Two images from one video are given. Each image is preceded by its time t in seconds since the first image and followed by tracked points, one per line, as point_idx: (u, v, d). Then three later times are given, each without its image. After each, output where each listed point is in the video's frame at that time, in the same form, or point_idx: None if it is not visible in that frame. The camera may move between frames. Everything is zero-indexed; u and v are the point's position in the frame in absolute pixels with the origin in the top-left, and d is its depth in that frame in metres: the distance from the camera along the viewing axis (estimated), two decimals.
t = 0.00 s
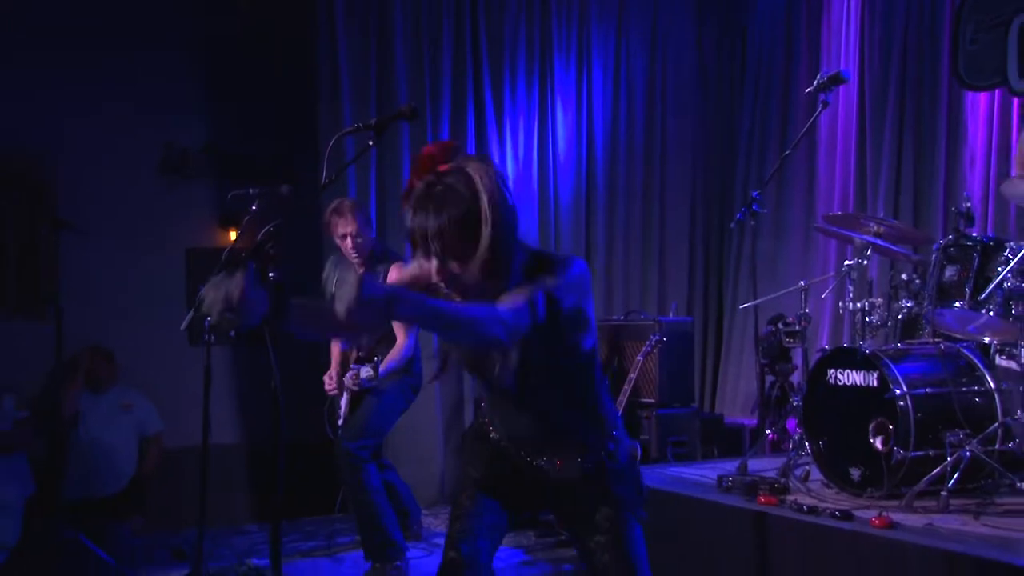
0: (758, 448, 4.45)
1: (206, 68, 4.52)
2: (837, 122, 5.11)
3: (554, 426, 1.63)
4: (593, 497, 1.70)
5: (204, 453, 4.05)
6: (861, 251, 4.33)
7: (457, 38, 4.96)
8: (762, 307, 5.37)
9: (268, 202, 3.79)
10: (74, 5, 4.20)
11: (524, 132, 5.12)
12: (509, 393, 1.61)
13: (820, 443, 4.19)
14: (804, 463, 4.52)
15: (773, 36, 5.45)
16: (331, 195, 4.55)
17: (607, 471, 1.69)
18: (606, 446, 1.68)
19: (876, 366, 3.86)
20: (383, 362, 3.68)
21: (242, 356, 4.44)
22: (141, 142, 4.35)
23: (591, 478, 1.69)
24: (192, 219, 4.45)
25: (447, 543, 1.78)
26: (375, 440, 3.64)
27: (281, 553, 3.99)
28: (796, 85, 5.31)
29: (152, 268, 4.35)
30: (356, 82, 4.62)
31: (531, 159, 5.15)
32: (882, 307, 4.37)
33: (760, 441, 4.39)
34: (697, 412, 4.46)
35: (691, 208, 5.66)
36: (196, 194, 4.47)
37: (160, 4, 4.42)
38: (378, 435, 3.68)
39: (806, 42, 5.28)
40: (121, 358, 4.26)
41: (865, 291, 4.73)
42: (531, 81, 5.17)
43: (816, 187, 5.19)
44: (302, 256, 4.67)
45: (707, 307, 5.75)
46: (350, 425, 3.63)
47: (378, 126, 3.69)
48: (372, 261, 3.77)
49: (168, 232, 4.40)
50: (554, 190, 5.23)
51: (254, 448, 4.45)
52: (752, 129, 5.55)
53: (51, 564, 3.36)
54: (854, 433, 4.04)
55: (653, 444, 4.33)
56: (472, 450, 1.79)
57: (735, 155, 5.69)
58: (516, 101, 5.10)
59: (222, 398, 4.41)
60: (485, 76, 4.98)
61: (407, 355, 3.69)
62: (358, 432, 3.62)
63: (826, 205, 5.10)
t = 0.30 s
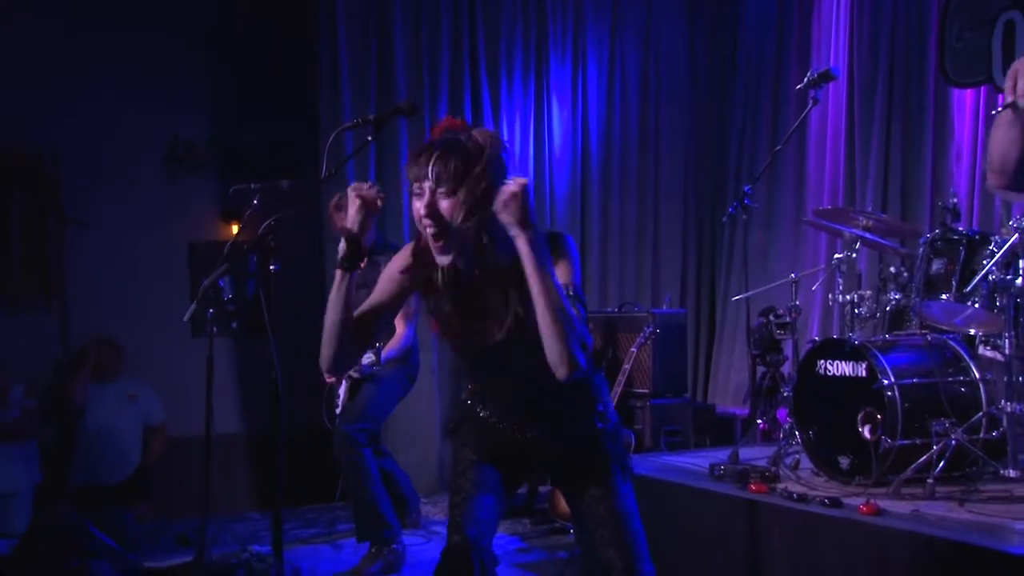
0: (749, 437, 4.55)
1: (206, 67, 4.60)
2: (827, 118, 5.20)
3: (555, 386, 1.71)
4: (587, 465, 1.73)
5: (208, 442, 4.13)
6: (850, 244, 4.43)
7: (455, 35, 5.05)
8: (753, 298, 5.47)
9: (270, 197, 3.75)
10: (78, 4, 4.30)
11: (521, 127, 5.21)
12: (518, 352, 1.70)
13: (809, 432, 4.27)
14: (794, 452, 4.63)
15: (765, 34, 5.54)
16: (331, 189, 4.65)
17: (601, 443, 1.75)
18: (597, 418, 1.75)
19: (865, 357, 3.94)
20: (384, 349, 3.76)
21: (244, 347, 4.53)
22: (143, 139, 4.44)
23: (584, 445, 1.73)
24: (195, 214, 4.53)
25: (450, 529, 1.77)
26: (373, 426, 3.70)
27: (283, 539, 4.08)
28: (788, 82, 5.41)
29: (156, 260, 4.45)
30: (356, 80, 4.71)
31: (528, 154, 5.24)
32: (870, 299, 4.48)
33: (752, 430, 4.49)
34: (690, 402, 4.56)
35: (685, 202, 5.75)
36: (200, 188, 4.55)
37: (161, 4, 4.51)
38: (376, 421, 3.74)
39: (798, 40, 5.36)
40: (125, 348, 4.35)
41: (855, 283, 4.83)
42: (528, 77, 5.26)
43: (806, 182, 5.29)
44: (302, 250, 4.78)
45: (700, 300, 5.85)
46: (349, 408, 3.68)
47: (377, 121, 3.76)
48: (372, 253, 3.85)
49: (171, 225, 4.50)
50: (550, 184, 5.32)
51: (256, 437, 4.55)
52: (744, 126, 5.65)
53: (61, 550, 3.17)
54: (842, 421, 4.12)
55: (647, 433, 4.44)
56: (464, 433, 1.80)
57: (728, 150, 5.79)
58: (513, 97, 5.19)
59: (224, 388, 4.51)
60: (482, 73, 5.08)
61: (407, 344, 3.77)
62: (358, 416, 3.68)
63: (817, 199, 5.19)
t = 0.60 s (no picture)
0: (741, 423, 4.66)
1: (206, 67, 4.69)
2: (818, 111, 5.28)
3: (606, 341, 1.71)
4: (628, 422, 1.72)
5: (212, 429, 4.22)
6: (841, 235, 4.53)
7: (453, 30, 5.13)
8: (746, 288, 5.57)
9: (270, 189, 3.73)
10: None
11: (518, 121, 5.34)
12: (568, 305, 1.70)
13: (801, 419, 4.37)
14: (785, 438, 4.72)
15: (757, 29, 5.63)
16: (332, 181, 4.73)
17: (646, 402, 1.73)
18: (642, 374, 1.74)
19: (856, 346, 4.02)
20: (384, 341, 3.80)
21: (247, 335, 4.63)
22: (145, 135, 4.53)
23: (634, 408, 1.72)
24: (198, 206, 4.63)
25: (511, 511, 1.76)
26: (374, 415, 3.76)
27: (285, 524, 4.17)
28: (780, 75, 5.50)
29: (160, 251, 4.54)
30: (355, 74, 4.78)
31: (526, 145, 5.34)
32: (861, 289, 4.57)
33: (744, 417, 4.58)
34: (684, 390, 4.65)
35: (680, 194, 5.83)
36: (201, 180, 4.65)
37: (161, 4, 4.58)
38: (377, 412, 3.80)
39: (789, 35, 5.45)
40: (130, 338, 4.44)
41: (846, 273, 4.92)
42: (525, 71, 5.34)
43: (797, 174, 5.38)
44: (303, 239, 4.87)
45: (694, 289, 5.94)
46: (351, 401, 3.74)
47: (377, 114, 3.82)
48: (372, 243, 3.95)
49: (174, 217, 4.58)
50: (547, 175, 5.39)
51: (258, 424, 4.64)
52: (737, 119, 5.74)
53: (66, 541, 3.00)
54: (833, 409, 4.21)
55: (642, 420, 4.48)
56: (519, 403, 1.79)
57: (721, 143, 5.87)
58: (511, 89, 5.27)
59: (227, 376, 4.59)
60: (480, 67, 5.17)
61: (406, 335, 3.81)
62: (359, 407, 3.74)
63: (808, 190, 5.28)
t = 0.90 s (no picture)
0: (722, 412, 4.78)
1: (202, 65, 4.76)
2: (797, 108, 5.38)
3: (678, 304, 1.98)
4: (691, 378, 1.97)
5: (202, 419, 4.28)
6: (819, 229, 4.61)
7: (439, 28, 5.21)
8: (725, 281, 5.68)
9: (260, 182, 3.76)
10: None
11: (503, 115, 5.40)
12: (639, 264, 1.95)
13: (779, 409, 4.43)
14: (763, 428, 4.82)
15: (737, 27, 5.73)
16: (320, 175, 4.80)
17: (707, 363, 1.99)
18: (703, 335, 2.01)
19: (832, 338, 4.11)
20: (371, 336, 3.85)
21: (236, 327, 4.69)
22: (139, 131, 4.58)
23: (690, 358, 1.97)
24: (188, 199, 4.69)
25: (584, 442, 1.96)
26: (361, 407, 3.81)
27: (274, 514, 4.24)
28: (759, 73, 5.61)
29: (150, 245, 4.59)
30: (343, 70, 4.85)
31: (510, 140, 5.43)
32: (837, 282, 4.69)
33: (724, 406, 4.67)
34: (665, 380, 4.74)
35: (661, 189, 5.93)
36: (190, 174, 4.71)
37: (160, 3, 4.65)
38: (364, 404, 3.85)
39: (768, 34, 5.57)
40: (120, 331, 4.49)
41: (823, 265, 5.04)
42: (509, 66, 5.41)
43: (776, 170, 5.49)
44: (290, 233, 4.93)
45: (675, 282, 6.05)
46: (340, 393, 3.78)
47: (364, 109, 3.89)
48: (357, 238, 4.02)
49: (163, 211, 4.63)
50: (530, 170, 5.48)
51: (247, 414, 4.71)
52: (717, 116, 5.84)
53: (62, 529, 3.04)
54: (812, 398, 4.28)
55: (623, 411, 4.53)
56: (597, 351, 2.04)
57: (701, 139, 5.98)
58: (496, 85, 5.36)
59: (217, 368, 4.66)
60: (466, 63, 5.25)
61: (393, 329, 3.88)
62: (346, 399, 3.79)
63: (785, 185, 5.38)
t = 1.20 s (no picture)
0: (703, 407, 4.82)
1: (191, 64, 4.78)
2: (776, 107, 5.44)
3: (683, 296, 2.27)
4: (691, 363, 2.26)
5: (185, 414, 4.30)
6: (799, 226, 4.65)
7: (422, 26, 5.24)
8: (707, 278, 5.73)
9: (244, 180, 3.77)
10: None
11: (485, 113, 5.42)
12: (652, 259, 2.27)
13: (759, 405, 4.47)
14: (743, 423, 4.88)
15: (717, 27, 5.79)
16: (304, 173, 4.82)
17: (707, 350, 2.28)
18: (705, 323, 2.29)
19: (811, 334, 4.15)
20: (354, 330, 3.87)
21: (219, 323, 4.71)
22: (126, 129, 4.61)
23: (691, 346, 2.26)
24: (173, 197, 4.71)
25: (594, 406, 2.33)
26: (345, 402, 3.82)
27: (258, 510, 4.26)
28: (739, 72, 5.67)
29: (133, 242, 4.60)
30: (327, 68, 4.88)
31: (492, 137, 5.46)
32: (816, 279, 4.75)
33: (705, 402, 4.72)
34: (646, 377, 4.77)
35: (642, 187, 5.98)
36: (174, 171, 4.72)
37: (161, 4, 4.70)
38: (346, 400, 3.85)
39: (747, 34, 5.63)
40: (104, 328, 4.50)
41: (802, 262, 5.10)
42: (491, 65, 5.44)
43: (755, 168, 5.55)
44: (274, 229, 4.95)
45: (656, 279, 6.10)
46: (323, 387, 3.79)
47: (348, 106, 3.90)
48: (341, 236, 4.04)
49: (147, 208, 4.64)
50: (512, 168, 5.52)
51: (231, 411, 4.72)
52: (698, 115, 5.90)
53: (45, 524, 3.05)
54: (792, 393, 4.31)
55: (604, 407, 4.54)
56: (609, 340, 2.37)
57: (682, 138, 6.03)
58: (479, 83, 5.39)
59: (201, 364, 4.67)
60: (449, 62, 5.29)
61: (377, 324, 3.90)
62: (329, 393, 3.80)
63: (765, 183, 5.44)
